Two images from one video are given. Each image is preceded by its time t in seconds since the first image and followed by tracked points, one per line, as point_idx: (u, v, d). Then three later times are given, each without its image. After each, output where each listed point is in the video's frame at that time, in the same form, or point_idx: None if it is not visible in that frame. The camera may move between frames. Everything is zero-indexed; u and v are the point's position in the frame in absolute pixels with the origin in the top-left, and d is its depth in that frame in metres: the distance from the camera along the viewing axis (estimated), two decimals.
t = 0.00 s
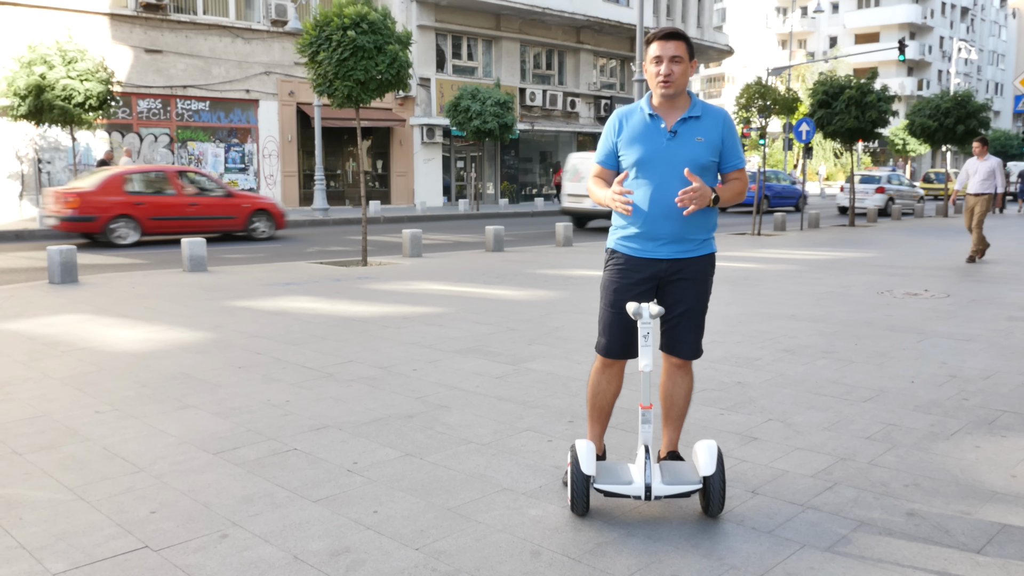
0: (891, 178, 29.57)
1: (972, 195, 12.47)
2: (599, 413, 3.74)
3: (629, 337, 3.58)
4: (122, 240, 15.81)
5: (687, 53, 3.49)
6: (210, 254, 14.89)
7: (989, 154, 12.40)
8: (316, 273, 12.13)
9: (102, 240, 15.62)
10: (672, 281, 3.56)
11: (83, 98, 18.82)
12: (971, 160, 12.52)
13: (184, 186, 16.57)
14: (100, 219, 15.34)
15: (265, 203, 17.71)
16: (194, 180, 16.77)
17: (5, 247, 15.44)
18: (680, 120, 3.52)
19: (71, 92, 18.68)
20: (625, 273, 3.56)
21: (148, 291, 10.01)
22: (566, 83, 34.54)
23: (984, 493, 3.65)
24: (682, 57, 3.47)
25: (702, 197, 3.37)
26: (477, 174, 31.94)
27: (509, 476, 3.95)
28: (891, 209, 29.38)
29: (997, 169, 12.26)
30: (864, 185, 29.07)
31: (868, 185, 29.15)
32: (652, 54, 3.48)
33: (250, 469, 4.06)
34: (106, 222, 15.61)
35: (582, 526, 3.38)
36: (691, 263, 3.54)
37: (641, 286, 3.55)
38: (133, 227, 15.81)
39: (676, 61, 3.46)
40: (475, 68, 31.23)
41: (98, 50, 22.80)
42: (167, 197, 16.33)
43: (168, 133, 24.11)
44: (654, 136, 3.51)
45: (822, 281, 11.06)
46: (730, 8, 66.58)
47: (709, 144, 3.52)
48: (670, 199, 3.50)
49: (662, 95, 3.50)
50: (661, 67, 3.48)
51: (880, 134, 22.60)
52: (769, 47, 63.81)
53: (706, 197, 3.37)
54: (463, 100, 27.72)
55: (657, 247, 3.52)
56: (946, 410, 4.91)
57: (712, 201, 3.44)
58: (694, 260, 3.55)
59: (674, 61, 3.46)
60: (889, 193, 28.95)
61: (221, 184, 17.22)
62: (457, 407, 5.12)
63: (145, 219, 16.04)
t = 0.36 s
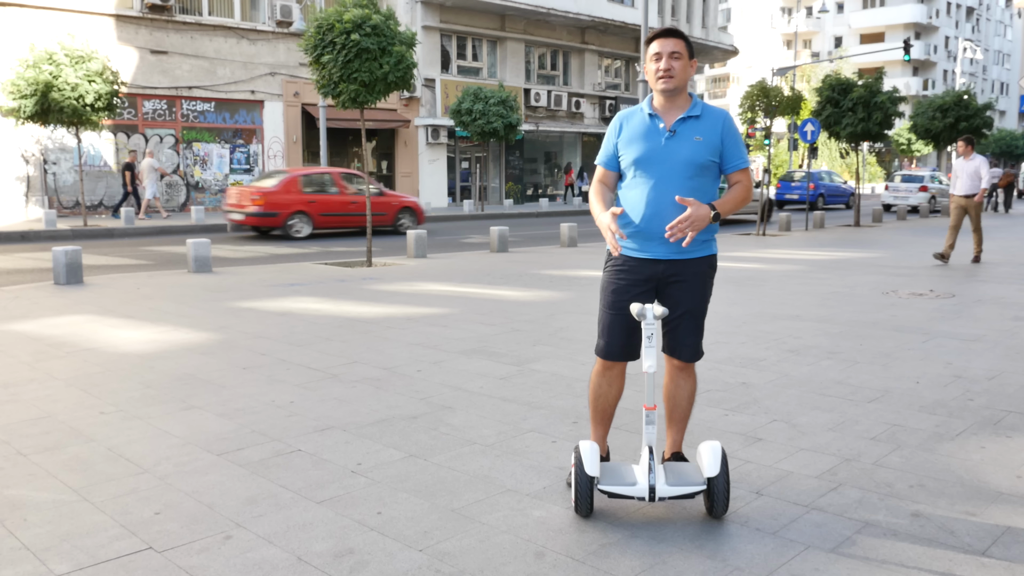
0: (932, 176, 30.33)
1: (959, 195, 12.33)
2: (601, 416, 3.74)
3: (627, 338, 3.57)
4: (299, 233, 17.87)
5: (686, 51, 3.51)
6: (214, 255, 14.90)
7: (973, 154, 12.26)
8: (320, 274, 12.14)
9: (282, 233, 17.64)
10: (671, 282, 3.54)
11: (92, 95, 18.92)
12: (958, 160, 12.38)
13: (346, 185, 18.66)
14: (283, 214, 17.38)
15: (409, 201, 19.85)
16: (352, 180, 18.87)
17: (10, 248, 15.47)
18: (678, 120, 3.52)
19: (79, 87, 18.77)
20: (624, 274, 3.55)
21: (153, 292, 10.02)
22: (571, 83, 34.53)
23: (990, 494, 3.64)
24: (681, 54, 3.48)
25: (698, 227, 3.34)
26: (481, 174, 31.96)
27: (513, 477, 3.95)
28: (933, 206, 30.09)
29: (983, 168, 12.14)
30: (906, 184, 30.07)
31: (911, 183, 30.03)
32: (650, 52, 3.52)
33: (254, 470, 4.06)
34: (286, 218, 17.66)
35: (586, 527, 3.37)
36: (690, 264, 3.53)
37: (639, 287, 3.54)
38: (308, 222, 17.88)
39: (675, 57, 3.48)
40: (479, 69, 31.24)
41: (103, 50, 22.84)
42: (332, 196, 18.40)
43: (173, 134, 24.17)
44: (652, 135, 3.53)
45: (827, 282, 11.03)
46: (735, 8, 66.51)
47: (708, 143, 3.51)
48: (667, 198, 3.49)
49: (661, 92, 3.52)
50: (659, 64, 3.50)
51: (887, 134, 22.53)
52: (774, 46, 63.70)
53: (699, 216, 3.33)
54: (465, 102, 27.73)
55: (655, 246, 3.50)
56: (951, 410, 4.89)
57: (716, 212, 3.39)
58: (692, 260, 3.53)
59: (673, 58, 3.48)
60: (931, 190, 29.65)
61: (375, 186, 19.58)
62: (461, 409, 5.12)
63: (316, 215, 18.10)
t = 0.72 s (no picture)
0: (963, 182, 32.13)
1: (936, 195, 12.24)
2: (597, 420, 3.74)
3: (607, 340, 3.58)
4: (433, 230, 20.08)
5: (656, 56, 3.53)
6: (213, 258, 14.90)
7: (952, 153, 12.19)
8: (318, 276, 12.14)
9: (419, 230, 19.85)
10: (644, 284, 3.55)
11: (91, 98, 18.86)
12: (935, 160, 12.32)
13: (470, 187, 20.87)
14: (421, 213, 19.59)
15: (522, 201, 22.07)
16: (475, 182, 21.12)
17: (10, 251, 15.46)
18: (649, 122, 3.54)
19: (79, 90, 18.73)
20: (598, 276, 3.57)
21: (151, 295, 10.02)
22: (570, 86, 34.54)
23: (988, 497, 3.64)
24: (651, 58, 3.51)
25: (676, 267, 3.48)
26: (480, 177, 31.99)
27: (511, 480, 3.94)
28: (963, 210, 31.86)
29: (961, 168, 12.06)
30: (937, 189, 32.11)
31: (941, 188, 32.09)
32: (620, 57, 3.54)
33: (252, 473, 4.06)
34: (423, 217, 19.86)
35: (585, 529, 3.37)
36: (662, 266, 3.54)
37: (613, 290, 3.55)
38: (441, 220, 20.08)
39: (646, 61, 3.50)
40: (478, 71, 31.24)
41: (103, 54, 22.84)
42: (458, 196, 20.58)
43: (172, 137, 24.19)
44: (623, 138, 3.55)
45: (826, 284, 11.04)
46: (734, 11, 66.60)
47: (678, 145, 3.52)
48: (638, 202, 3.51)
49: (631, 96, 3.54)
50: (630, 68, 3.52)
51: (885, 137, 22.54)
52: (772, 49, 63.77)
53: (678, 257, 3.46)
54: (464, 104, 27.76)
55: (627, 248, 3.52)
56: (949, 413, 4.89)
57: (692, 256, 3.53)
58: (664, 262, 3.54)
59: (644, 64, 3.50)
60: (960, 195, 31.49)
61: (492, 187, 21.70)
62: (460, 411, 5.12)
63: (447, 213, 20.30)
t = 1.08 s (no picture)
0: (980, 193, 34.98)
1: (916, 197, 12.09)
2: (592, 420, 3.74)
3: (593, 342, 3.59)
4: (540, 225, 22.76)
5: (628, 56, 3.52)
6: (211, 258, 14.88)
7: (933, 155, 11.94)
8: (317, 276, 12.14)
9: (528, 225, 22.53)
10: (626, 285, 3.58)
11: (91, 97, 18.92)
12: (915, 162, 12.11)
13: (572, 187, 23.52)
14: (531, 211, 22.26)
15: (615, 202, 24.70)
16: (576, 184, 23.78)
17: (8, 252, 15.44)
18: (627, 124, 3.55)
19: (79, 88, 18.78)
20: (580, 278, 3.58)
21: (150, 295, 10.02)
22: (569, 86, 34.53)
23: (987, 497, 3.64)
24: (624, 59, 3.50)
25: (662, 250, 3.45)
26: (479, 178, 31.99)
27: (510, 480, 3.95)
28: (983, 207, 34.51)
29: (941, 169, 11.84)
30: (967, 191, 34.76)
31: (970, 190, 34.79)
32: (593, 57, 3.52)
33: (251, 473, 4.06)
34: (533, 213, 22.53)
35: (584, 530, 3.37)
36: (642, 267, 3.57)
37: (596, 291, 3.58)
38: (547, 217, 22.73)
39: (617, 62, 3.49)
40: (477, 71, 31.20)
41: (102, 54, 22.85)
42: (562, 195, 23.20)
43: (171, 137, 24.22)
44: (602, 140, 3.55)
45: (825, 285, 11.04)
46: (733, 11, 66.62)
47: (656, 147, 3.55)
48: (619, 204, 3.53)
49: (607, 99, 3.53)
50: (603, 68, 3.51)
51: (884, 138, 22.54)
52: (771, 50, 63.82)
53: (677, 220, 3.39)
54: (464, 105, 27.76)
55: (609, 250, 3.55)
56: (948, 413, 4.90)
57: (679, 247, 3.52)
58: (645, 265, 3.58)
59: (617, 65, 3.49)
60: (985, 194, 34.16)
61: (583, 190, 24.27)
62: (458, 411, 5.12)
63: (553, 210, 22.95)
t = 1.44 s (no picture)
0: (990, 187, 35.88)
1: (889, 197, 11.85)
2: (591, 418, 3.74)
3: (592, 340, 3.59)
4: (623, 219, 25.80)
5: (620, 53, 3.51)
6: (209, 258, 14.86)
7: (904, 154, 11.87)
8: (316, 275, 12.12)
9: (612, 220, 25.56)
10: (626, 281, 3.58)
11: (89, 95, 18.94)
12: (888, 160, 11.97)
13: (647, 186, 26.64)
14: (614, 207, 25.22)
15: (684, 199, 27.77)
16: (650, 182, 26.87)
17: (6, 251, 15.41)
18: (622, 120, 3.55)
19: (78, 86, 18.81)
20: (580, 276, 3.58)
21: (148, 295, 10.00)
22: (567, 84, 34.51)
23: (986, 494, 3.64)
24: (616, 57, 3.50)
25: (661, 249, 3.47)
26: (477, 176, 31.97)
27: (510, 478, 3.95)
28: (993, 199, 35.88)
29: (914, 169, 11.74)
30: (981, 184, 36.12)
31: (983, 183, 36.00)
32: (584, 56, 3.52)
33: (250, 472, 4.06)
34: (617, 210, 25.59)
35: (583, 528, 3.37)
36: (642, 264, 3.56)
37: (596, 289, 3.57)
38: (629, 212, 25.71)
39: (608, 60, 3.49)
40: (474, 70, 31.18)
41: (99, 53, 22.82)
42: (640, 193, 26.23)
43: (168, 137, 24.20)
44: (597, 138, 3.55)
45: (823, 282, 11.03)
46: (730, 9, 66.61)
47: (652, 143, 3.56)
48: (617, 202, 3.54)
49: (600, 97, 3.53)
50: (594, 68, 3.51)
51: (882, 135, 22.53)
52: (768, 47, 63.85)
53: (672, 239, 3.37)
54: (461, 103, 27.75)
55: (608, 248, 3.55)
56: (947, 410, 4.90)
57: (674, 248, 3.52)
58: (646, 260, 3.57)
59: (609, 63, 3.49)
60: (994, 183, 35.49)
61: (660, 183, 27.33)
62: (458, 410, 5.12)
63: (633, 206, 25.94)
